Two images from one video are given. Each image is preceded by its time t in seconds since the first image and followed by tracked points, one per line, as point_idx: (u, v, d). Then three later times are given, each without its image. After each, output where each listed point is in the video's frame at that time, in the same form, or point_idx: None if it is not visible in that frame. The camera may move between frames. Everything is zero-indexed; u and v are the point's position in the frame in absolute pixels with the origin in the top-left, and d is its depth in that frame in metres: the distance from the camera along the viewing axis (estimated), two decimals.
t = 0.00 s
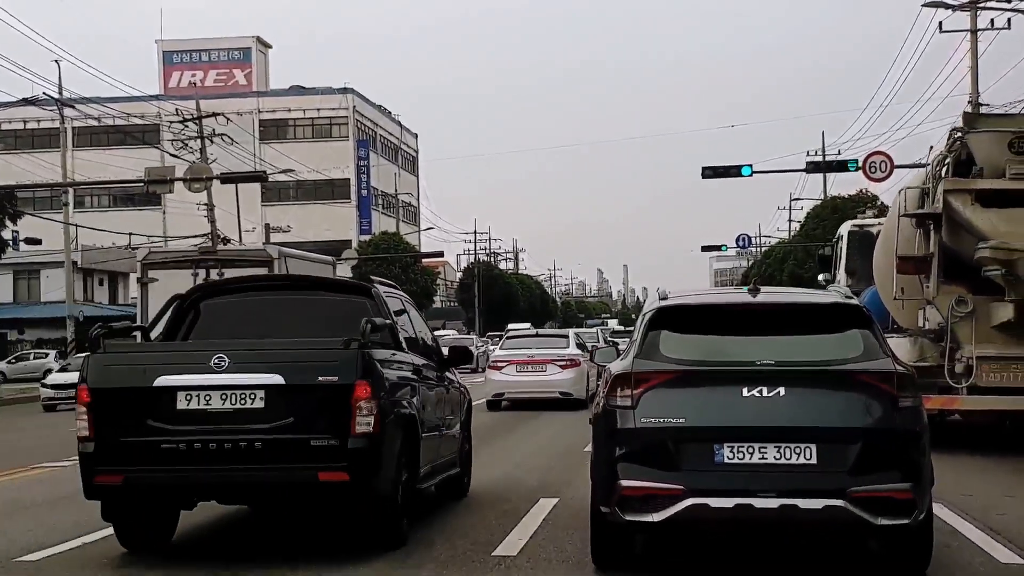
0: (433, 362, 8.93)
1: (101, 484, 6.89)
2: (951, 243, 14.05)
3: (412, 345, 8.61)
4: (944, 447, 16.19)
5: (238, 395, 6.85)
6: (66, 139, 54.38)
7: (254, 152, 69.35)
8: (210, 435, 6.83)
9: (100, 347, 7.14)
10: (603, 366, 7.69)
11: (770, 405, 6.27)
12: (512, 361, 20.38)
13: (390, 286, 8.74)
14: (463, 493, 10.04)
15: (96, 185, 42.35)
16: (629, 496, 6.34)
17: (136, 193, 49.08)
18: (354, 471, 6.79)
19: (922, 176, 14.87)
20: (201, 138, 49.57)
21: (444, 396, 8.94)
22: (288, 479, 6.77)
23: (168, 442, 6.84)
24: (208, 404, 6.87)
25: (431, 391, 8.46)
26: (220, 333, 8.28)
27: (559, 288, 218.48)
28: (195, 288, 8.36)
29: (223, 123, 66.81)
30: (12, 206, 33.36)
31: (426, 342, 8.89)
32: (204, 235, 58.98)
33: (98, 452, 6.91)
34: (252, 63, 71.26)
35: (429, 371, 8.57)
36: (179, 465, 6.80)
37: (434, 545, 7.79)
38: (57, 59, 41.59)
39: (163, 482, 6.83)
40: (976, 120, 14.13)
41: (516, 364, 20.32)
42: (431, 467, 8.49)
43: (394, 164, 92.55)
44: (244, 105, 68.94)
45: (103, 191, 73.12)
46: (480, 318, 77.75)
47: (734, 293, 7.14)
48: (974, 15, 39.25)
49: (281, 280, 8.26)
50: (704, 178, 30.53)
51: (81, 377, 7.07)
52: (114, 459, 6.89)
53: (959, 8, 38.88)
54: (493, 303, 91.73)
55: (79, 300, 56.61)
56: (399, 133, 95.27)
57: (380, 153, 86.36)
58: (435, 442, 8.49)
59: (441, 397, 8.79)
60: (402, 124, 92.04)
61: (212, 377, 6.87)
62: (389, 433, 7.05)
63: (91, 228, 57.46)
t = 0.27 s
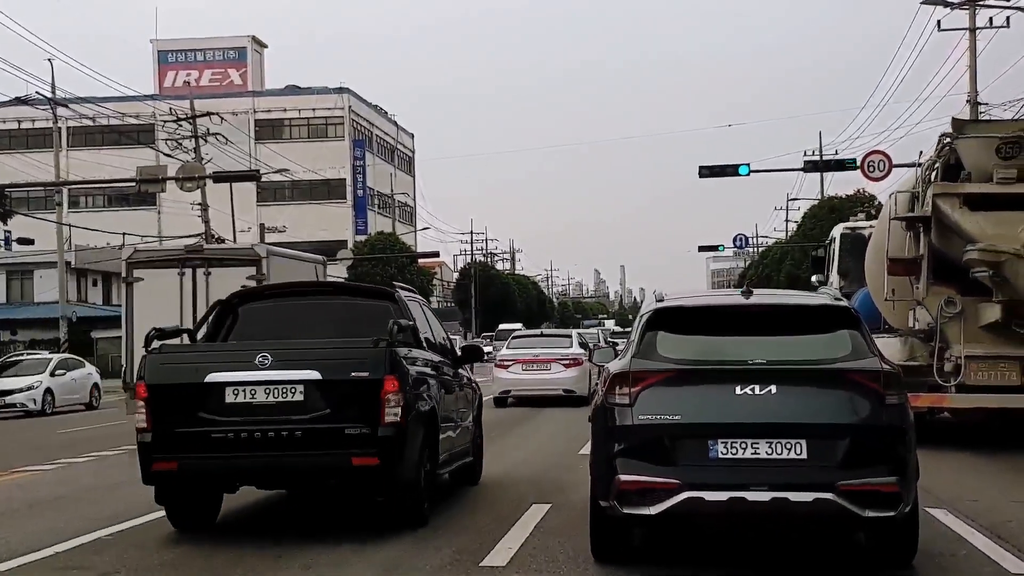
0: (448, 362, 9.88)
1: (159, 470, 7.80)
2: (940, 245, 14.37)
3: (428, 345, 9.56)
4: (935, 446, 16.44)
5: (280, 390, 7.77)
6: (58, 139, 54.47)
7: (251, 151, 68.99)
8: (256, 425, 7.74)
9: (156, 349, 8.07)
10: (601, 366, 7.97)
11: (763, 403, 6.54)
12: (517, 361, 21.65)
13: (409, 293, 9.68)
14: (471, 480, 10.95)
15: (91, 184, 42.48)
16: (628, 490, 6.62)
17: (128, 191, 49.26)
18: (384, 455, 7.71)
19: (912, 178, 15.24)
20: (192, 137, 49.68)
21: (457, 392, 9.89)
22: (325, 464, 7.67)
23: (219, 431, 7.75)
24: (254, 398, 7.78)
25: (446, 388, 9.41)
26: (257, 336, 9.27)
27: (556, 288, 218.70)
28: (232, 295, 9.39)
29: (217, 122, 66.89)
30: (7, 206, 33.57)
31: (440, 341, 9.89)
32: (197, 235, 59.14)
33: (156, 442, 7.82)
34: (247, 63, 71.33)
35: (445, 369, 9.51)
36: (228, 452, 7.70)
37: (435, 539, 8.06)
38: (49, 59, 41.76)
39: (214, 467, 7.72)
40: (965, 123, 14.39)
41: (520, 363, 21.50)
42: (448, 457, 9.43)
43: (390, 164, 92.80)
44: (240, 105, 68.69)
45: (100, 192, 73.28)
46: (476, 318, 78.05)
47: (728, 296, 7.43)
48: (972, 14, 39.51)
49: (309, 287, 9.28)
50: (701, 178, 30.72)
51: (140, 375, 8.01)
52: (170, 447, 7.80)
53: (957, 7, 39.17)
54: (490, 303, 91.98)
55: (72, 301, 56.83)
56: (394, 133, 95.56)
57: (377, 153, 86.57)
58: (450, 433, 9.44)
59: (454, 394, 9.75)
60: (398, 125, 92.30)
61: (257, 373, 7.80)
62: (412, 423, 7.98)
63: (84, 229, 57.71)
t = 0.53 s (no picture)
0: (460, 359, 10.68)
1: (202, 458, 8.57)
2: (928, 247, 14.66)
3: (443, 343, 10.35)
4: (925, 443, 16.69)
5: (312, 385, 8.54)
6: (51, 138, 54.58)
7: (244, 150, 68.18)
8: (291, 417, 8.51)
9: (199, 348, 8.83)
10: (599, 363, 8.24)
11: (754, 399, 6.80)
12: (521, 358, 22.75)
13: (424, 295, 10.47)
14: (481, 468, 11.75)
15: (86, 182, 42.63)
16: (624, 483, 6.89)
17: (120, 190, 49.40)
18: (406, 445, 8.51)
19: (900, 181, 15.54)
20: (181, 133, 49.80)
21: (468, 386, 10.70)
22: (353, 452, 8.46)
23: (257, 423, 8.51)
24: (288, 393, 8.55)
25: (459, 383, 10.21)
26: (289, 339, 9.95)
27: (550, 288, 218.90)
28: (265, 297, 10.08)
29: (207, 120, 66.90)
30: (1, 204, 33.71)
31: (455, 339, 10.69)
32: (191, 233, 59.34)
33: (199, 433, 8.58)
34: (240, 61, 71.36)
35: (458, 366, 10.31)
36: (266, 441, 8.47)
37: (436, 532, 8.32)
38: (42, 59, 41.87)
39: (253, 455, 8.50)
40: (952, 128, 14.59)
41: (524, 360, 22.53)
42: (461, 448, 10.24)
43: (384, 163, 92.97)
44: (233, 104, 68.06)
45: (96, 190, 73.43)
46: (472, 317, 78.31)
47: (720, 295, 7.70)
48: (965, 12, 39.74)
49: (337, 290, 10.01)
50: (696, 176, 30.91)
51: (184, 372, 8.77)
52: (212, 437, 8.57)
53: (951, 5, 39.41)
54: (485, 301, 92.17)
55: (65, 300, 56.98)
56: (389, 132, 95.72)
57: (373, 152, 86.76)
58: (463, 425, 10.25)
59: (467, 388, 10.55)
60: (393, 123, 92.46)
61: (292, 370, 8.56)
62: (431, 415, 8.77)
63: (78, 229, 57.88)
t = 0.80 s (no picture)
0: (467, 356, 11.62)
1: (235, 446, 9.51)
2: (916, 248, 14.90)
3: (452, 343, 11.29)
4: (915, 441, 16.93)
5: (334, 379, 9.47)
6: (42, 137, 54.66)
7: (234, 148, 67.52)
8: (315, 409, 9.44)
9: (231, 347, 9.76)
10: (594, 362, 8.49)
11: (743, 396, 7.06)
12: (524, 355, 24.24)
13: (435, 297, 11.40)
14: (487, 460, 12.69)
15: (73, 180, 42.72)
16: (618, 477, 7.14)
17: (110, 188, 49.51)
18: (419, 434, 9.45)
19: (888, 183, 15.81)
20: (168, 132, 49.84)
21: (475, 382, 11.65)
22: (371, 440, 9.41)
23: (284, 414, 9.45)
24: (313, 387, 9.48)
25: (466, 379, 11.15)
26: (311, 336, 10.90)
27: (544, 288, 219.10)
28: (289, 300, 10.99)
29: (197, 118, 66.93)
30: None
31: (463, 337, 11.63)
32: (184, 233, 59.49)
33: (232, 423, 9.51)
34: (232, 59, 71.45)
35: (464, 363, 11.25)
36: (293, 431, 9.41)
37: (435, 528, 8.57)
38: (33, 59, 41.92)
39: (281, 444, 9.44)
40: (938, 131, 15.01)
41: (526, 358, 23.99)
42: (467, 440, 11.19)
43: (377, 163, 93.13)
44: (224, 103, 67.37)
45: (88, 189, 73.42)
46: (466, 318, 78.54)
47: (710, 296, 7.97)
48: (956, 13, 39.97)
49: (353, 292, 10.94)
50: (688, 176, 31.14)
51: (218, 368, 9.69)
52: (244, 427, 9.51)
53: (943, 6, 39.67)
54: (478, 301, 92.37)
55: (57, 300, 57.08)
56: (382, 132, 95.87)
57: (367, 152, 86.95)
58: (469, 418, 11.20)
59: (473, 384, 11.50)
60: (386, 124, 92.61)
61: (316, 367, 9.49)
62: (441, 408, 9.70)
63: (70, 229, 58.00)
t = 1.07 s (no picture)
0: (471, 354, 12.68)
1: (262, 437, 10.55)
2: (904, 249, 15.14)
3: (457, 341, 12.34)
4: (904, 438, 17.17)
5: (352, 375, 10.50)
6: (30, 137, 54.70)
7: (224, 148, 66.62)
8: (335, 402, 10.48)
9: (258, 346, 10.78)
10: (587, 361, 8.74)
11: (729, 393, 7.32)
12: (523, 354, 25.35)
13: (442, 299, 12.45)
14: (491, 447, 13.72)
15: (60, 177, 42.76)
16: (610, 472, 7.40)
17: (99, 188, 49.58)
18: (429, 425, 10.50)
19: (876, 184, 16.04)
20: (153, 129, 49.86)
21: (479, 378, 12.70)
22: (387, 430, 10.45)
23: (307, 407, 10.49)
24: (333, 382, 10.51)
25: (470, 376, 12.20)
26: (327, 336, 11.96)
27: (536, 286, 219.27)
28: (304, 304, 12.08)
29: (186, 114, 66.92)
30: None
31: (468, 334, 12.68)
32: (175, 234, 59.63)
33: (259, 415, 10.54)
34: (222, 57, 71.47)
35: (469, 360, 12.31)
36: (315, 422, 10.45)
37: (432, 524, 8.83)
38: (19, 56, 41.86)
39: (304, 435, 10.49)
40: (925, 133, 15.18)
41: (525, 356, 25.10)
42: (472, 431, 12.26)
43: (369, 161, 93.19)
44: (213, 101, 66.52)
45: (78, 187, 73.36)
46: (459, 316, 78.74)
47: (699, 296, 8.22)
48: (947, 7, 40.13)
49: (364, 295, 12.03)
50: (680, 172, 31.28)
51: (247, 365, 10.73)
52: (270, 420, 10.55)
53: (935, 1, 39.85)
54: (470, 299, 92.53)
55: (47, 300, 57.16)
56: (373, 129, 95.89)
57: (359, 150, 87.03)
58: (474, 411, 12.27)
59: (477, 380, 12.55)
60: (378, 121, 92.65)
61: (335, 364, 10.52)
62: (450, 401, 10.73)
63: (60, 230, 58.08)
